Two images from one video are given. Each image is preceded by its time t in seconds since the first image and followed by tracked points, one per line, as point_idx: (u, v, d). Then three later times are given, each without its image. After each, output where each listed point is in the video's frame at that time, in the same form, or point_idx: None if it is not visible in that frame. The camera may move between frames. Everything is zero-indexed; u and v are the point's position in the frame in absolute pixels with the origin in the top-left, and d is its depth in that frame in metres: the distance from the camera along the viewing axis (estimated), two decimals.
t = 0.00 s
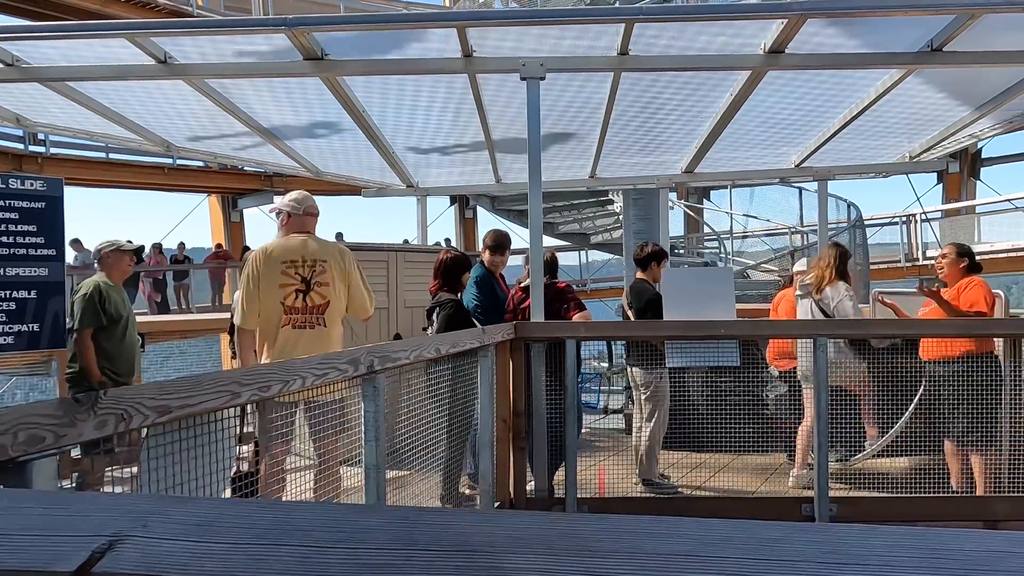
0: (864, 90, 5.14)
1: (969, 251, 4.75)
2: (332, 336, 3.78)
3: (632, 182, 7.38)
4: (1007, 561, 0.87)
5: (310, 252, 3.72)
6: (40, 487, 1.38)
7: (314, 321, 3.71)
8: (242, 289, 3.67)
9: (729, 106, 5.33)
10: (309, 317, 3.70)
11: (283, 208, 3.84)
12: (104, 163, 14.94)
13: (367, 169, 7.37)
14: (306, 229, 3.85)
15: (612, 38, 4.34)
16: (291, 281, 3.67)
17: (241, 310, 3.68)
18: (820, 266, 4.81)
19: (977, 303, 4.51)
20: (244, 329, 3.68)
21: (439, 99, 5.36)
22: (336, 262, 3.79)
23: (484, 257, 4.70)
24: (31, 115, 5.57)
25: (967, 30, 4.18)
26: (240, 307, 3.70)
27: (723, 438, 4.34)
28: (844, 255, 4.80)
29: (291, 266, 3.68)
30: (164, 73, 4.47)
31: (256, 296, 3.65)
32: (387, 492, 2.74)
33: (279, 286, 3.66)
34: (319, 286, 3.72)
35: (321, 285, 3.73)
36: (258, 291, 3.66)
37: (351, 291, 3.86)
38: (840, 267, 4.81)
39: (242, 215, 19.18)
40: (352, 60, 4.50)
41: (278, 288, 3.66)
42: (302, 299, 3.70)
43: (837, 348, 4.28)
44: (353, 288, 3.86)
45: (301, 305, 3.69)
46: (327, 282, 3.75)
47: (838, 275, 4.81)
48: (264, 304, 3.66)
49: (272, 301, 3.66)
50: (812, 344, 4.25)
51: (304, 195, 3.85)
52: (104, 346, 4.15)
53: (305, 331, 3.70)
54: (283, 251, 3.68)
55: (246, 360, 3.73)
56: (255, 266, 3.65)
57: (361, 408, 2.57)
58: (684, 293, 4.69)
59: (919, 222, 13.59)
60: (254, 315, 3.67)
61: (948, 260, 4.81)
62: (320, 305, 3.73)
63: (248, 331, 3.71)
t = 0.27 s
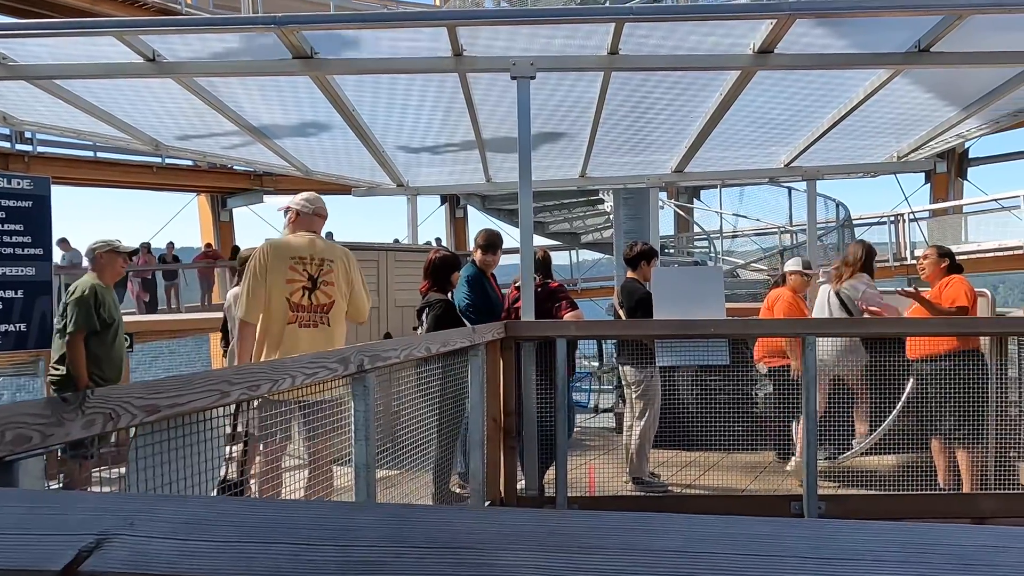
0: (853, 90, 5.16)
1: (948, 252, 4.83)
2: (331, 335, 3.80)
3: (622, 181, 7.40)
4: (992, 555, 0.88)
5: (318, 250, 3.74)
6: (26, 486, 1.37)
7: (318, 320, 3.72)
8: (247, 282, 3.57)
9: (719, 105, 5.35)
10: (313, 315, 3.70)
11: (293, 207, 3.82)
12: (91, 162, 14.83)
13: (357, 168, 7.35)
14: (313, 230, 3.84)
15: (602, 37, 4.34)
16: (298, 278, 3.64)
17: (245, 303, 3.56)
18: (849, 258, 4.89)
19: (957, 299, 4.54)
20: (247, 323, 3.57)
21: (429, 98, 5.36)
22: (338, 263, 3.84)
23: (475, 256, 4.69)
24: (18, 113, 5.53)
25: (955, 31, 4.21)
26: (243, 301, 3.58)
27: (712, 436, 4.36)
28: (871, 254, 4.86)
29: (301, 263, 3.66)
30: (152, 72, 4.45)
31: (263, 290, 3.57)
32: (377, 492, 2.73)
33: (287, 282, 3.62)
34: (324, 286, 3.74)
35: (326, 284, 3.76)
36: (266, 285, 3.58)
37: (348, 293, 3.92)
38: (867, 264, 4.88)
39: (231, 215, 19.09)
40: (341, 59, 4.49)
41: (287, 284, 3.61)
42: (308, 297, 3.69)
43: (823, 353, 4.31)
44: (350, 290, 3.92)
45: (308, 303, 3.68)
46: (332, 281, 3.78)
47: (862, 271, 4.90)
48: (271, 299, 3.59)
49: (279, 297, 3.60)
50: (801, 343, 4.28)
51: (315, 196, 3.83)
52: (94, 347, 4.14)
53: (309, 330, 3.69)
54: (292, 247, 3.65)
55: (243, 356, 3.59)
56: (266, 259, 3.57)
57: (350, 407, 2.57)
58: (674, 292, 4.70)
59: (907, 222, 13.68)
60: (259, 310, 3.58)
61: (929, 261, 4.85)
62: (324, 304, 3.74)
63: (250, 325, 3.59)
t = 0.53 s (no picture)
0: (840, 92, 5.19)
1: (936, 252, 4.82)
2: (327, 336, 3.77)
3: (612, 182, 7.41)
4: (976, 558, 0.89)
5: (316, 250, 3.73)
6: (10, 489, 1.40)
7: (314, 320, 3.69)
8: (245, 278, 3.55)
9: (708, 107, 5.36)
10: (310, 314, 3.68)
11: (292, 210, 3.81)
12: (77, 161, 14.71)
13: (346, 168, 7.32)
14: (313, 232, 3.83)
15: (591, 38, 4.35)
16: (296, 276, 3.63)
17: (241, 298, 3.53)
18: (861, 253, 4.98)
19: (943, 301, 4.58)
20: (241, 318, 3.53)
21: (418, 98, 5.35)
22: (336, 264, 3.83)
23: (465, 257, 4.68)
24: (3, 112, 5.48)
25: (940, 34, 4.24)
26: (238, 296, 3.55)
27: (701, 437, 4.38)
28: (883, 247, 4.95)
29: (299, 260, 3.65)
30: (139, 70, 4.42)
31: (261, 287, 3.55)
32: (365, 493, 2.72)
33: (285, 278, 3.60)
34: (321, 284, 3.73)
35: (324, 283, 3.74)
36: (263, 281, 3.57)
37: (345, 296, 3.90)
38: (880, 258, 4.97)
39: (220, 215, 18.99)
40: (330, 58, 4.48)
41: (284, 281, 3.59)
42: (305, 295, 3.67)
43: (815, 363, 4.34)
44: (347, 294, 3.90)
45: (305, 301, 3.66)
46: (329, 281, 3.77)
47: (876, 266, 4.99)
48: (268, 295, 3.57)
49: (276, 293, 3.58)
50: (789, 343, 4.30)
51: (313, 198, 3.82)
52: (81, 351, 4.10)
53: (305, 328, 3.66)
54: (291, 245, 3.64)
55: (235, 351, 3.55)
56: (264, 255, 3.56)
57: (338, 408, 2.56)
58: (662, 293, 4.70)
59: (894, 223, 13.77)
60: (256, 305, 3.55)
61: (917, 261, 4.87)
62: (320, 304, 3.72)
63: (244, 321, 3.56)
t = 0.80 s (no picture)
0: (840, 92, 5.19)
1: (943, 251, 4.77)
2: (330, 336, 3.77)
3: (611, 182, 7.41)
4: (972, 557, 0.88)
5: (315, 250, 3.73)
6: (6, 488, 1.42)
7: (316, 321, 3.70)
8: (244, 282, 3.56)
9: (707, 107, 5.36)
10: (312, 316, 3.69)
11: (288, 209, 3.81)
12: (76, 160, 14.71)
13: (345, 168, 7.32)
14: (312, 231, 3.83)
15: (590, 38, 4.34)
16: (295, 277, 3.63)
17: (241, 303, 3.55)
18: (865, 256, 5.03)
19: (947, 307, 4.58)
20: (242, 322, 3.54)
21: (417, 98, 5.34)
22: (337, 263, 3.82)
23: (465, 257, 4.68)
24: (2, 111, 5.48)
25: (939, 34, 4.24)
26: (239, 301, 3.57)
27: (700, 436, 4.38)
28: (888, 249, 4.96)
29: (298, 262, 3.65)
30: (138, 70, 4.41)
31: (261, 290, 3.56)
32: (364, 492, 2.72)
33: (285, 281, 3.61)
34: (322, 285, 3.73)
35: (324, 283, 3.74)
36: (263, 284, 3.58)
37: (348, 294, 3.90)
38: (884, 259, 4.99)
39: (219, 214, 18.99)
40: (329, 58, 4.48)
41: (283, 283, 3.60)
42: (306, 297, 3.67)
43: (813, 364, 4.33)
44: (349, 292, 3.90)
45: (306, 302, 3.67)
46: (330, 281, 3.77)
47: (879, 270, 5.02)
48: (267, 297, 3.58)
49: (276, 296, 3.59)
50: (788, 344, 4.30)
51: (308, 196, 3.82)
52: (80, 352, 4.09)
53: (307, 330, 3.67)
54: (288, 247, 3.64)
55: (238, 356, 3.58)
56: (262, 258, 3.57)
57: (337, 408, 2.56)
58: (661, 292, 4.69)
59: (893, 223, 13.77)
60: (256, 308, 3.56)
61: (922, 260, 4.85)
62: (322, 304, 3.72)
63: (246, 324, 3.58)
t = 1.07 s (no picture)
0: (852, 90, 5.16)
1: (968, 250, 4.71)
2: (346, 336, 3.81)
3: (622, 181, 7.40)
4: (989, 554, 0.88)
5: (322, 253, 3.75)
6: (21, 482, 1.36)
7: (328, 323, 3.74)
8: (255, 290, 3.64)
9: (719, 105, 5.34)
10: (324, 319, 3.73)
11: (291, 210, 3.81)
12: (89, 160, 14.82)
13: (356, 166, 7.34)
14: (316, 229, 3.84)
15: (602, 36, 4.34)
16: (303, 282, 3.68)
17: (253, 311, 3.64)
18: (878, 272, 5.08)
19: (967, 309, 4.55)
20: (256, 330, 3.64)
21: (428, 96, 5.35)
22: (347, 262, 3.83)
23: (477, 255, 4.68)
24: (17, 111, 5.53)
25: (953, 31, 4.21)
26: (252, 309, 3.66)
27: (711, 435, 4.37)
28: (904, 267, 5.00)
29: (306, 267, 3.69)
30: (151, 69, 4.43)
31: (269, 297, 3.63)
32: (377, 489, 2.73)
33: (293, 287, 3.66)
34: (331, 287, 3.75)
35: (333, 285, 3.75)
36: (272, 292, 3.65)
37: (362, 292, 3.90)
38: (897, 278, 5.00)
39: (231, 213, 19.09)
40: (340, 57, 4.49)
41: (292, 289, 3.66)
42: (316, 301, 3.71)
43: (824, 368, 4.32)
44: (362, 289, 3.90)
45: (317, 306, 3.71)
46: (339, 282, 3.77)
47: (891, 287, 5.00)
48: (278, 304, 3.65)
49: (286, 302, 3.65)
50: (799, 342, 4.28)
51: (309, 193, 3.79)
52: (94, 350, 4.13)
53: (320, 333, 3.72)
54: (294, 253, 3.68)
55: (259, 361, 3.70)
56: (269, 267, 3.64)
57: (349, 405, 2.58)
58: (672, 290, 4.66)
59: (906, 222, 13.69)
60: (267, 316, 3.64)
61: (944, 259, 4.79)
62: (333, 306, 3.75)
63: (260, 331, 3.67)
